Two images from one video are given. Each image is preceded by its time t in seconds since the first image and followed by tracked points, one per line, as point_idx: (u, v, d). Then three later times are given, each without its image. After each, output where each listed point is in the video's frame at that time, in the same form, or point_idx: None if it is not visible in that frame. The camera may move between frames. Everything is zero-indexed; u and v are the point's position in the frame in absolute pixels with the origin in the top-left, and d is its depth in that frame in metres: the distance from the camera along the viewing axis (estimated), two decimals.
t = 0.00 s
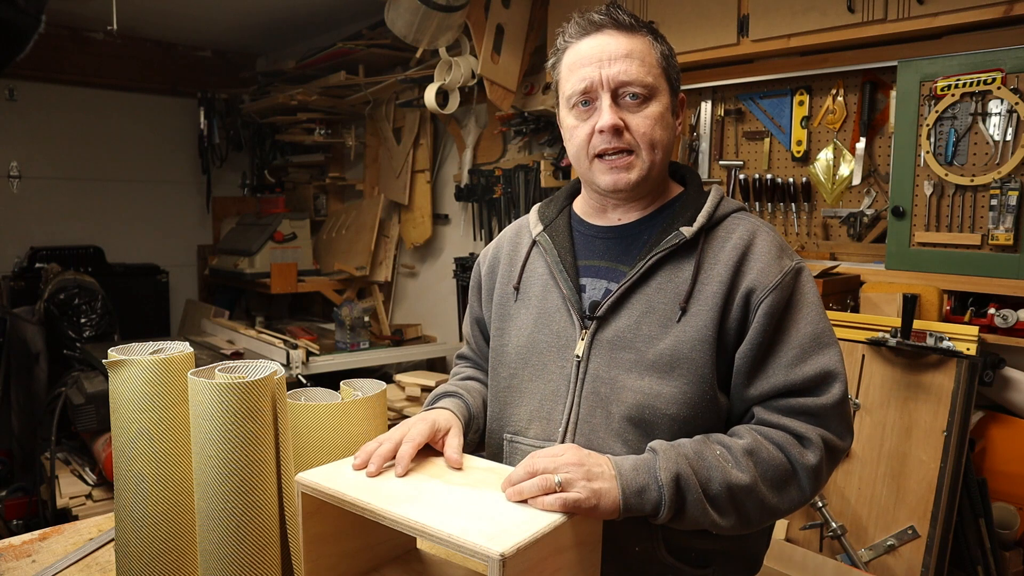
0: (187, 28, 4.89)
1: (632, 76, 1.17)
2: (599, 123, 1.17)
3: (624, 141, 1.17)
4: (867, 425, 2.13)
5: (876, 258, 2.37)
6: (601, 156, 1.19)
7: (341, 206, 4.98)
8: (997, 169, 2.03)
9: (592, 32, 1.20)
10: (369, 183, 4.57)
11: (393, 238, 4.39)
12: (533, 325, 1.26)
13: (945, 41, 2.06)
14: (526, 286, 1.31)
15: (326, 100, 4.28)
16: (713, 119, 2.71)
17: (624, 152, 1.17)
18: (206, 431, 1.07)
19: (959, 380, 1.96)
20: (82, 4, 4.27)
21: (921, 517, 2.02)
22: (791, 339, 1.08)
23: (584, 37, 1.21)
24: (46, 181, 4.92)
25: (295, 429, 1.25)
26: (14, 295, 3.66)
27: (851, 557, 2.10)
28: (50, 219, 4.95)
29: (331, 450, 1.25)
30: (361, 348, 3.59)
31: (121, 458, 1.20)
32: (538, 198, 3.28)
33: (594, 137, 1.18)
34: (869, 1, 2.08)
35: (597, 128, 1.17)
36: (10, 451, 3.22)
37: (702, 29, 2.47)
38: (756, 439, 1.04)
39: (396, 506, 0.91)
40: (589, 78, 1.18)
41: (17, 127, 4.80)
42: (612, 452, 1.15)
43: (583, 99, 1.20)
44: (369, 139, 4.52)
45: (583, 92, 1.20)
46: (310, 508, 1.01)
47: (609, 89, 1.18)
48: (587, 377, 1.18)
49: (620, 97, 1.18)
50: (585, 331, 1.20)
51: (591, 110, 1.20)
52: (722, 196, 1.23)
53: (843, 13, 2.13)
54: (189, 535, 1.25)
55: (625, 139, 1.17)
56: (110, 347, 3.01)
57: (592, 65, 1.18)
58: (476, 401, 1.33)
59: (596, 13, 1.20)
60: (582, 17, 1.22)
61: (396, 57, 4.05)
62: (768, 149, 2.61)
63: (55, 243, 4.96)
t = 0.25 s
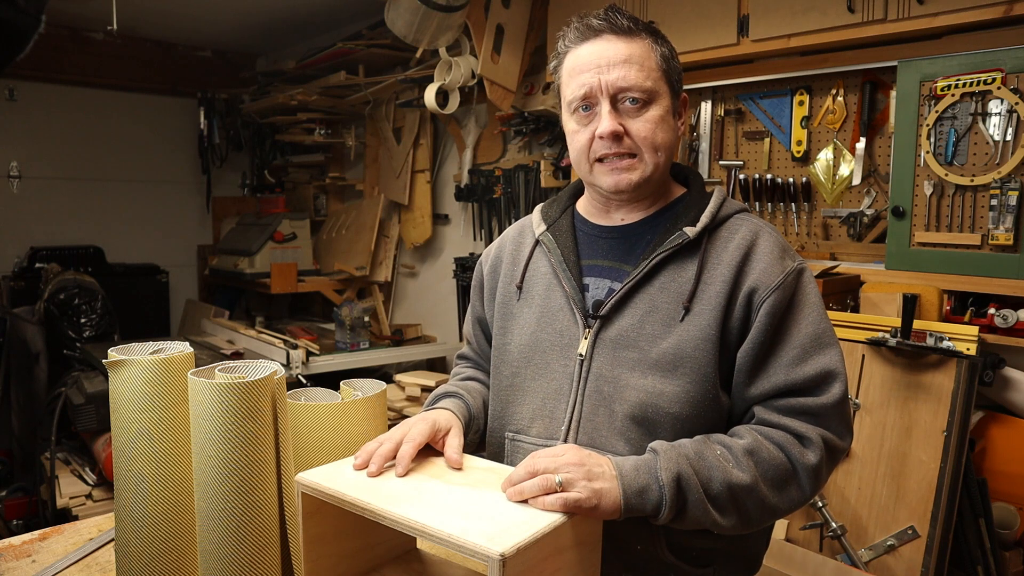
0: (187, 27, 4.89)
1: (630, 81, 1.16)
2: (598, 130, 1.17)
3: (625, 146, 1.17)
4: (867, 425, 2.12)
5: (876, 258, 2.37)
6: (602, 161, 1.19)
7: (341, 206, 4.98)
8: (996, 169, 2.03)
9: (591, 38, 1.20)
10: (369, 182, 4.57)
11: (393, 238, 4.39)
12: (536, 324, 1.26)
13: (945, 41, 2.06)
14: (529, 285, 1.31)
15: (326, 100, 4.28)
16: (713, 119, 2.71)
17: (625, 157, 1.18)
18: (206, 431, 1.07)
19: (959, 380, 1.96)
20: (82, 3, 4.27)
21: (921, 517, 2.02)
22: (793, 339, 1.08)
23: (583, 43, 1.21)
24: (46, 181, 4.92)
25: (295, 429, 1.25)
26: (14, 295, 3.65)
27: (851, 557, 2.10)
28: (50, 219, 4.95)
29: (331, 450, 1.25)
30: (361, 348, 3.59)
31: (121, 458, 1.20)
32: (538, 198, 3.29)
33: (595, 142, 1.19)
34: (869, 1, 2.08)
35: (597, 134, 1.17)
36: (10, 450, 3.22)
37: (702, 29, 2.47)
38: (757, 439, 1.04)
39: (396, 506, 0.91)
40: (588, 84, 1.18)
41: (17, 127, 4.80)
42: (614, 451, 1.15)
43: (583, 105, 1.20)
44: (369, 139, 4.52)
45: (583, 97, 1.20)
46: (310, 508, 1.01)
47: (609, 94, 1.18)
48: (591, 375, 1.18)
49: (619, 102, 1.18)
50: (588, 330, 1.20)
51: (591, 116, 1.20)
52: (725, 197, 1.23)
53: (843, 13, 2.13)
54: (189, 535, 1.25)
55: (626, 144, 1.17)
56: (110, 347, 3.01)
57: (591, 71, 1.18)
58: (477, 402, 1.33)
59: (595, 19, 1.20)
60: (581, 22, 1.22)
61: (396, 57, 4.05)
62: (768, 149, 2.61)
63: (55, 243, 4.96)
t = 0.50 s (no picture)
0: (187, 27, 4.89)
1: (630, 82, 1.16)
2: (598, 131, 1.17)
3: (624, 147, 1.17)
4: (867, 425, 2.12)
5: (876, 258, 2.37)
6: (602, 161, 1.20)
7: (342, 206, 4.98)
8: (996, 169, 2.03)
9: (591, 38, 1.20)
10: (369, 182, 4.57)
11: (393, 238, 4.39)
12: (537, 325, 1.26)
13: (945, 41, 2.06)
14: (530, 285, 1.31)
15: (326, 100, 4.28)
16: (713, 119, 2.71)
17: (625, 158, 1.18)
18: (206, 431, 1.07)
19: (959, 380, 1.96)
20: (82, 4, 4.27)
21: (921, 517, 2.02)
22: (795, 340, 1.08)
23: (583, 43, 1.21)
24: (46, 181, 4.92)
25: (295, 429, 1.26)
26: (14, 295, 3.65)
27: (851, 557, 2.10)
28: (50, 219, 4.95)
29: (331, 449, 1.25)
30: (361, 348, 3.59)
31: (121, 458, 1.20)
32: (538, 198, 3.29)
33: (595, 143, 1.19)
34: (869, 1, 2.08)
35: (597, 135, 1.17)
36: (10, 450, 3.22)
37: (701, 29, 2.47)
38: (756, 440, 1.04)
39: (396, 506, 0.91)
40: (588, 84, 1.18)
41: (17, 127, 4.80)
42: (614, 451, 1.15)
43: (583, 105, 1.20)
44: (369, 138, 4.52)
45: (583, 97, 1.20)
46: (310, 508, 1.01)
47: (609, 95, 1.18)
48: (592, 376, 1.18)
49: (618, 103, 1.18)
50: (589, 330, 1.20)
51: (591, 116, 1.20)
52: (726, 198, 1.23)
53: (843, 13, 2.13)
54: (189, 535, 1.25)
55: (625, 145, 1.17)
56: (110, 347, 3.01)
57: (591, 72, 1.18)
58: (477, 402, 1.33)
59: (595, 19, 1.20)
60: (582, 23, 1.22)
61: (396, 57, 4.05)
62: (768, 149, 2.61)
63: (55, 243, 4.96)
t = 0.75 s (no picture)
0: (186, 27, 4.88)
1: (635, 92, 1.15)
2: (603, 142, 1.17)
3: (629, 158, 1.18)
4: (867, 425, 2.12)
5: (876, 258, 2.36)
6: (606, 171, 1.20)
7: (341, 206, 4.98)
8: (996, 169, 2.03)
9: (596, 46, 1.18)
10: (369, 182, 4.57)
11: (393, 239, 4.39)
12: (538, 324, 1.26)
13: (945, 41, 2.06)
14: (531, 285, 1.31)
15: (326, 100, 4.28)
16: (713, 120, 2.71)
17: (629, 168, 1.18)
18: (206, 431, 1.07)
19: (959, 380, 1.96)
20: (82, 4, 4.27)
21: (921, 517, 2.02)
22: (796, 341, 1.08)
23: (587, 51, 1.19)
24: (46, 181, 4.92)
25: (295, 429, 1.26)
26: (14, 295, 3.65)
27: (851, 557, 2.10)
28: (50, 219, 4.95)
29: (331, 449, 1.25)
30: (361, 348, 3.59)
31: (121, 458, 1.20)
32: (538, 198, 3.29)
33: (599, 153, 1.19)
34: (869, 1, 2.08)
35: (602, 146, 1.18)
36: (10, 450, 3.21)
37: (701, 29, 2.47)
38: (756, 439, 1.04)
39: (396, 506, 0.91)
40: (593, 94, 1.17)
41: (17, 127, 4.80)
42: (614, 450, 1.15)
43: (587, 114, 1.19)
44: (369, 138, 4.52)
45: (588, 107, 1.19)
46: (310, 508, 1.01)
47: (614, 106, 1.17)
48: (592, 375, 1.18)
49: (624, 112, 1.17)
50: (590, 329, 1.20)
51: (596, 126, 1.20)
52: (727, 199, 1.23)
53: (843, 13, 2.13)
54: (189, 535, 1.25)
55: (630, 156, 1.17)
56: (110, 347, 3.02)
57: (596, 82, 1.17)
58: (477, 402, 1.33)
59: (600, 27, 1.18)
60: (587, 29, 1.20)
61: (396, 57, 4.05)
62: (768, 149, 2.61)
63: (55, 243, 4.96)
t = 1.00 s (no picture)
0: (186, 27, 4.88)
1: (635, 100, 1.15)
2: (603, 150, 1.18)
3: (629, 166, 1.18)
4: (867, 425, 2.12)
5: (876, 258, 2.36)
6: (606, 177, 1.21)
7: (341, 205, 4.97)
8: (996, 169, 2.03)
9: (594, 54, 1.18)
10: (369, 182, 4.56)
11: (393, 238, 4.39)
12: (538, 323, 1.26)
13: (945, 41, 2.06)
14: (532, 284, 1.31)
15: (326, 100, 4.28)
16: (713, 119, 2.71)
17: (628, 176, 1.19)
18: (206, 431, 1.07)
19: (959, 380, 1.96)
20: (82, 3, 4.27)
21: (921, 517, 2.02)
22: (798, 344, 1.08)
23: (586, 58, 1.19)
24: (46, 181, 4.92)
25: (295, 429, 1.26)
26: (14, 295, 3.65)
27: (851, 557, 2.09)
28: (50, 219, 4.95)
29: (331, 450, 1.25)
30: (361, 348, 3.59)
31: (121, 458, 1.20)
32: (538, 198, 3.29)
33: (599, 160, 1.20)
34: (869, 1, 2.08)
35: (602, 155, 1.18)
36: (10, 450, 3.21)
37: (701, 29, 2.47)
38: (770, 448, 1.03)
39: (396, 506, 0.91)
40: (592, 103, 1.17)
41: (17, 127, 4.80)
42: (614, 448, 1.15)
43: (587, 121, 1.19)
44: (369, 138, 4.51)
45: (588, 115, 1.19)
46: (310, 508, 1.01)
47: (614, 114, 1.17)
48: (592, 373, 1.18)
49: (623, 120, 1.17)
50: (590, 329, 1.20)
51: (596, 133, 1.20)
52: (728, 200, 1.23)
53: (843, 13, 2.13)
54: (189, 535, 1.25)
55: (630, 164, 1.18)
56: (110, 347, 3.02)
57: (596, 89, 1.17)
58: (478, 402, 1.33)
59: (599, 33, 1.18)
60: (586, 36, 1.19)
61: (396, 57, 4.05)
62: (768, 149, 2.61)
63: (55, 243, 4.96)
